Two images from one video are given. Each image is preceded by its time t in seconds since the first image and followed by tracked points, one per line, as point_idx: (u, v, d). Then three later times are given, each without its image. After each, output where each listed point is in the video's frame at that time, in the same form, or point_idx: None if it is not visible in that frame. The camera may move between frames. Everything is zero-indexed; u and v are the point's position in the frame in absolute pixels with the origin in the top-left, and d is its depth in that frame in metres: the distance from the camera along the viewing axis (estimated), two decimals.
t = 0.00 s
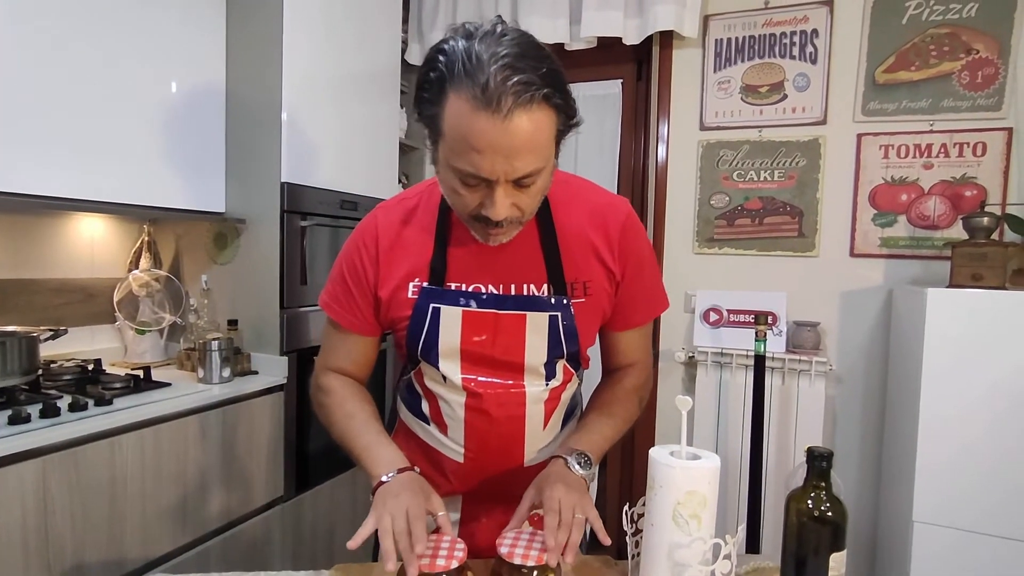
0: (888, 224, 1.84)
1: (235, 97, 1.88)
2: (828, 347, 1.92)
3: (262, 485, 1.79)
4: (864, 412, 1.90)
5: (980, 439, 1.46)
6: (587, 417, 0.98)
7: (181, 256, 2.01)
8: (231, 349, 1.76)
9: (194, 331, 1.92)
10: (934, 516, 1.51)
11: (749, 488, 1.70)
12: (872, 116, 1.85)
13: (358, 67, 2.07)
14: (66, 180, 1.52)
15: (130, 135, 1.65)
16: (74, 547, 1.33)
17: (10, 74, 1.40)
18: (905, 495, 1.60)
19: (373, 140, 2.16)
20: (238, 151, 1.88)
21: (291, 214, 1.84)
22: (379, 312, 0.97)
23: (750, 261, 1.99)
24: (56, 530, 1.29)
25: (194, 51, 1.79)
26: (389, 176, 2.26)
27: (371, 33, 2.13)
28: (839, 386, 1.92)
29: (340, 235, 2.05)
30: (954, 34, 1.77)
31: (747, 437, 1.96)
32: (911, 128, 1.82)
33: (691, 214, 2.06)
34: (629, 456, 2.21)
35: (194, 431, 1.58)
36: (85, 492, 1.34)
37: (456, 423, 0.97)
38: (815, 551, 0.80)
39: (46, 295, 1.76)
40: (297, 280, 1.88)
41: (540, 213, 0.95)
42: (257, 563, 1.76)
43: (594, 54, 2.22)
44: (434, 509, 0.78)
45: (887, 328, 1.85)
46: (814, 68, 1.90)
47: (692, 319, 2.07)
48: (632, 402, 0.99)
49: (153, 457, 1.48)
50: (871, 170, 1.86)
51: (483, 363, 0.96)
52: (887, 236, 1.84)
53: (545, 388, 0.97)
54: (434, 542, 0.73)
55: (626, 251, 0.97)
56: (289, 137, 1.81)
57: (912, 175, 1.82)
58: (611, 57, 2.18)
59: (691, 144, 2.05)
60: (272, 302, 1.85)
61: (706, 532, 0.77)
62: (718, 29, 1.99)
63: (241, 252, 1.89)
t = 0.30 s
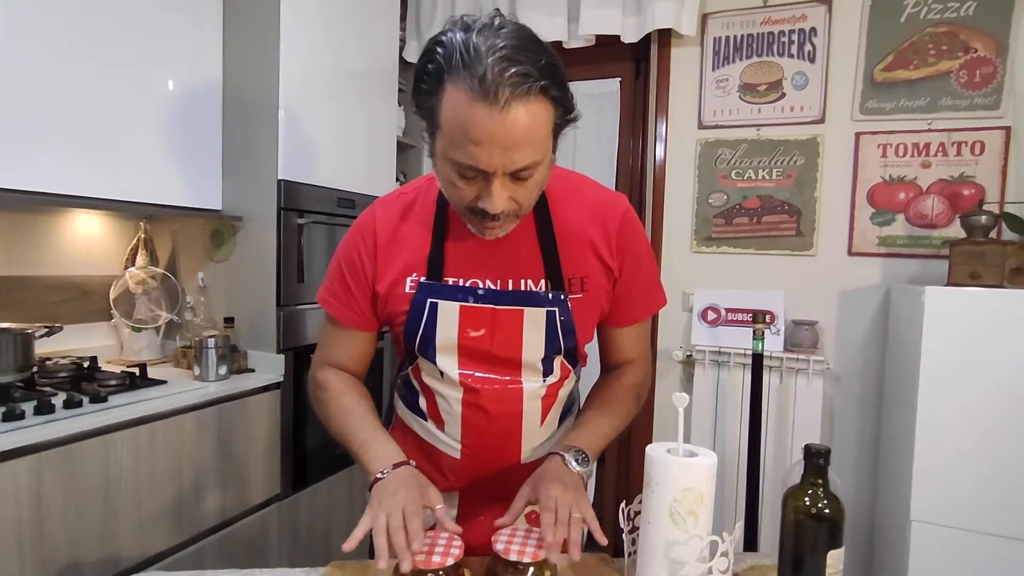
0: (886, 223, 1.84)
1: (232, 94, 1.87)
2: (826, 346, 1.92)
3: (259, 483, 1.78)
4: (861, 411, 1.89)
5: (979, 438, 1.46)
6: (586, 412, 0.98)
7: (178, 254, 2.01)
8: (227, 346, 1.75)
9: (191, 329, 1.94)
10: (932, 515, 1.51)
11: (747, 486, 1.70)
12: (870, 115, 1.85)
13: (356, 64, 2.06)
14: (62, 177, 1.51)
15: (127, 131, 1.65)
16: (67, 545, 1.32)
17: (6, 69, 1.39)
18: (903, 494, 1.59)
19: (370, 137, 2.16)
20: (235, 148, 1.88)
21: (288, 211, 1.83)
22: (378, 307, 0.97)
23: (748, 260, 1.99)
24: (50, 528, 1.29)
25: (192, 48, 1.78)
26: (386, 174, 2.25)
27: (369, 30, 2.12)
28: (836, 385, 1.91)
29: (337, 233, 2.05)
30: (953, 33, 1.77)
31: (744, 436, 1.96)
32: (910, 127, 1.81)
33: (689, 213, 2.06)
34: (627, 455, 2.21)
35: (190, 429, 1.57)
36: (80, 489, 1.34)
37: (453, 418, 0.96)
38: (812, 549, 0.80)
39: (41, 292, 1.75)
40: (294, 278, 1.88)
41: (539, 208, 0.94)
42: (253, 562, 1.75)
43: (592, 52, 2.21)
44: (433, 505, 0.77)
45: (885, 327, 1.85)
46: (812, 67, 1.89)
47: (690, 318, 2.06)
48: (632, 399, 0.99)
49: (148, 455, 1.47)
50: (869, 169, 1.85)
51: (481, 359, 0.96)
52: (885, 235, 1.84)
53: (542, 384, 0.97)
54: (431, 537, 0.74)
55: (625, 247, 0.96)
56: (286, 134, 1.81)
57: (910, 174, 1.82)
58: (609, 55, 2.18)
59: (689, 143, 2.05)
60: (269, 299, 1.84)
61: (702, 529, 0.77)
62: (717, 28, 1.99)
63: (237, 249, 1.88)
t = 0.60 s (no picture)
0: (889, 223, 1.83)
1: (234, 72, 1.85)
2: (824, 345, 1.92)
3: (252, 465, 1.78)
4: (856, 409, 1.89)
5: (974, 441, 1.46)
6: (585, 397, 0.98)
7: (175, 232, 1.99)
8: (223, 327, 1.74)
9: (187, 309, 1.93)
10: (923, 516, 1.51)
11: (740, 483, 1.70)
12: (876, 113, 1.83)
13: (360, 46, 2.04)
14: (61, 152, 1.49)
15: (127, 107, 1.63)
16: (59, 520, 1.32)
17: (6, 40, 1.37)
18: (895, 494, 1.59)
19: (373, 121, 2.14)
20: (236, 127, 1.86)
21: (287, 192, 1.82)
22: (373, 285, 0.96)
23: (749, 256, 1.98)
24: (42, 502, 1.28)
25: (194, 24, 1.76)
26: (388, 158, 2.24)
27: (374, 12, 2.10)
28: (832, 384, 1.91)
29: (337, 216, 2.04)
30: (964, 32, 1.75)
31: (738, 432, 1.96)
32: (916, 127, 1.80)
33: (691, 207, 2.04)
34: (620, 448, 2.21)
35: (184, 408, 1.56)
36: (72, 465, 1.33)
37: (443, 399, 0.96)
38: (803, 545, 0.80)
39: (37, 267, 1.74)
40: (293, 260, 1.87)
41: (537, 190, 0.93)
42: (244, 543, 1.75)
43: (599, 42, 2.19)
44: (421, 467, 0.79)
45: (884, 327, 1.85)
46: (820, 63, 1.88)
47: (688, 313, 2.06)
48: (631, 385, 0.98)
49: (141, 433, 1.47)
50: (874, 168, 1.84)
51: (473, 340, 0.95)
52: (888, 235, 1.83)
53: (534, 367, 0.96)
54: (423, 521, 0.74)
55: (622, 235, 0.95)
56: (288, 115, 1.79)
57: (914, 174, 1.81)
58: (616, 46, 2.15)
59: (694, 136, 2.03)
60: (266, 281, 1.83)
61: (694, 521, 0.77)
62: (725, 21, 1.97)
63: (236, 230, 1.87)
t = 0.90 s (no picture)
0: (928, 194, 1.76)
1: (255, 36, 1.82)
2: (854, 319, 1.86)
3: (272, 431, 1.79)
4: (885, 385, 1.84)
5: (1015, 420, 1.41)
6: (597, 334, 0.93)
7: (196, 199, 1.98)
8: (245, 294, 1.74)
9: (209, 275, 1.93)
10: (957, 496, 1.47)
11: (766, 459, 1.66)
12: (918, 78, 1.75)
13: (382, 9, 1.99)
14: (85, 114, 1.48)
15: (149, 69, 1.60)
16: (87, 480, 1.33)
17: None
18: (926, 473, 1.55)
19: (394, 86, 2.10)
20: (257, 92, 1.83)
21: (308, 157, 1.80)
22: (393, 232, 0.94)
23: (778, 228, 1.92)
24: (70, 461, 1.30)
25: None
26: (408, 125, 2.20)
27: None
28: (862, 360, 1.86)
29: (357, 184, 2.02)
30: None
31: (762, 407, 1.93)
32: (962, 92, 1.72)
33: (720, 177, 1.99)
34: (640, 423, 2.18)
35: (207, 372, 1.57)
36: (98, 425, 1.34)
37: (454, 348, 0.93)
38: (836, 518, 0.77)
39: (60, 231, 1.75)
40: (313, 228, 1.86)
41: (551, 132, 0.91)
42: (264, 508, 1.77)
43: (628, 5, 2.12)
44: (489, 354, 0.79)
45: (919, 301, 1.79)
46: (861, 25, 1.80)
47: (714, 286, 2.01)
48: (646, 333, 0.92)
49: (166, 396, 1.48)
50: (914, 136, 1.77)
51: (487, 288, 0.92)
52: (926, 206, 1.76)
53: (546, 316, 0.93)
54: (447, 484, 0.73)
55: (638, 176, 0.91)
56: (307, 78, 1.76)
57: (958, 143, 1.73)
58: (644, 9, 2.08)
59: (723, 104, 1.97)
60: (286, 248, 1.82)
61: (723, 491, 0.75)
62: None
63: (256, 195, 1.85)
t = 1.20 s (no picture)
0: (969, 147, 1.68)
1: None
2: (885, 280, 1.80)
3: (286, 386, 1.77)
4: (915, 347, 1.79)
5: None
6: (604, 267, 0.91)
7: (207, 151, 1.94)
8: (257, 248, 1.70)
9: (220, 228, 1.90)
10: (992, 459, 1.42)
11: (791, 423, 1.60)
12: (967, 22, 1.65)
13: None
14: (93, 55, 1.43)
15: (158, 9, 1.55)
16: (100, 428, 1.32)
17: None
18: (959, 436, 1.49)
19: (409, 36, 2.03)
20: (268, 38, 1.77)
21: (321, 107, 1.75)
22: (398, 155, 0.96)
23: (808, 185, 1.85)
24: (83, 409, 1.28)
25: None
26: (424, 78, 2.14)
27: None
28: (891, 322, 1.80)
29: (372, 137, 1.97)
30: None
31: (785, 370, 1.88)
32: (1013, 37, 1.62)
33: (748, 131, 1.90)
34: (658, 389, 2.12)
35: (221, 324, 1.54)
36: (111, 374, 1.32)
37: (460, 265, 0.94)
38: (876, 472, 0.72)
39: (71, 182, 1.71)
40: (326, 181, 1.81)
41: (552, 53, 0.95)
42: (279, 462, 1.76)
43: None
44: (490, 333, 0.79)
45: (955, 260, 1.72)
46: None
47: (738, 246, 1.95)
48: (651, 262, 0.91)
49: (179, 347, 1.45)
50: (959, 85, 1.67)
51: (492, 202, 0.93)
52: (967, 161, 1.68)
53: (551, 227, 0.93)
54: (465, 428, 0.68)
55: (636, 90, 0.94)
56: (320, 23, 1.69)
57: (1007, 92, 1.64)
58: None
59: (754, 54, 1.87)
60: (299, 200, 1.78)
61: (755, 442, 0.71)
62: None
63: (267, 147, 1.81)
